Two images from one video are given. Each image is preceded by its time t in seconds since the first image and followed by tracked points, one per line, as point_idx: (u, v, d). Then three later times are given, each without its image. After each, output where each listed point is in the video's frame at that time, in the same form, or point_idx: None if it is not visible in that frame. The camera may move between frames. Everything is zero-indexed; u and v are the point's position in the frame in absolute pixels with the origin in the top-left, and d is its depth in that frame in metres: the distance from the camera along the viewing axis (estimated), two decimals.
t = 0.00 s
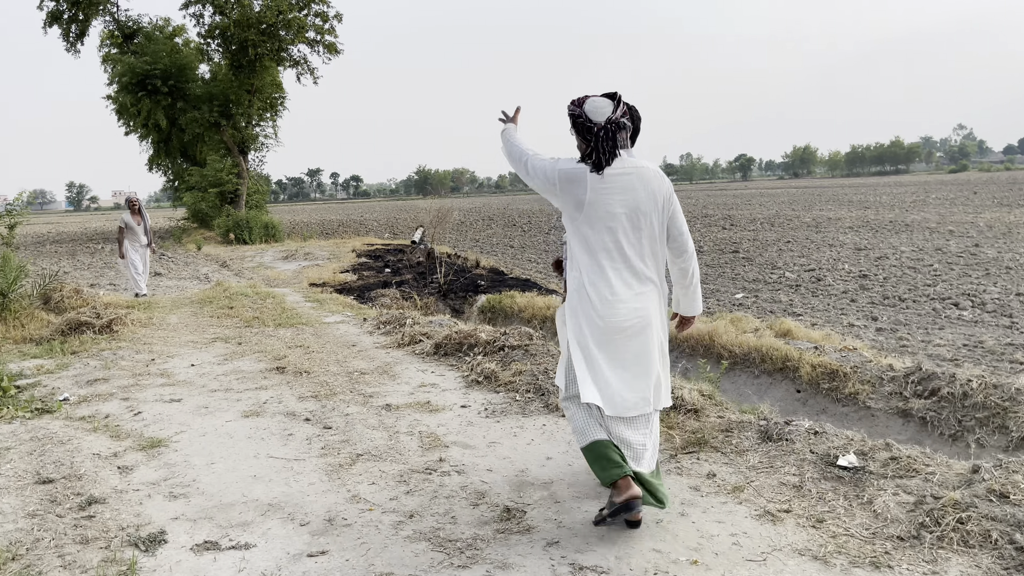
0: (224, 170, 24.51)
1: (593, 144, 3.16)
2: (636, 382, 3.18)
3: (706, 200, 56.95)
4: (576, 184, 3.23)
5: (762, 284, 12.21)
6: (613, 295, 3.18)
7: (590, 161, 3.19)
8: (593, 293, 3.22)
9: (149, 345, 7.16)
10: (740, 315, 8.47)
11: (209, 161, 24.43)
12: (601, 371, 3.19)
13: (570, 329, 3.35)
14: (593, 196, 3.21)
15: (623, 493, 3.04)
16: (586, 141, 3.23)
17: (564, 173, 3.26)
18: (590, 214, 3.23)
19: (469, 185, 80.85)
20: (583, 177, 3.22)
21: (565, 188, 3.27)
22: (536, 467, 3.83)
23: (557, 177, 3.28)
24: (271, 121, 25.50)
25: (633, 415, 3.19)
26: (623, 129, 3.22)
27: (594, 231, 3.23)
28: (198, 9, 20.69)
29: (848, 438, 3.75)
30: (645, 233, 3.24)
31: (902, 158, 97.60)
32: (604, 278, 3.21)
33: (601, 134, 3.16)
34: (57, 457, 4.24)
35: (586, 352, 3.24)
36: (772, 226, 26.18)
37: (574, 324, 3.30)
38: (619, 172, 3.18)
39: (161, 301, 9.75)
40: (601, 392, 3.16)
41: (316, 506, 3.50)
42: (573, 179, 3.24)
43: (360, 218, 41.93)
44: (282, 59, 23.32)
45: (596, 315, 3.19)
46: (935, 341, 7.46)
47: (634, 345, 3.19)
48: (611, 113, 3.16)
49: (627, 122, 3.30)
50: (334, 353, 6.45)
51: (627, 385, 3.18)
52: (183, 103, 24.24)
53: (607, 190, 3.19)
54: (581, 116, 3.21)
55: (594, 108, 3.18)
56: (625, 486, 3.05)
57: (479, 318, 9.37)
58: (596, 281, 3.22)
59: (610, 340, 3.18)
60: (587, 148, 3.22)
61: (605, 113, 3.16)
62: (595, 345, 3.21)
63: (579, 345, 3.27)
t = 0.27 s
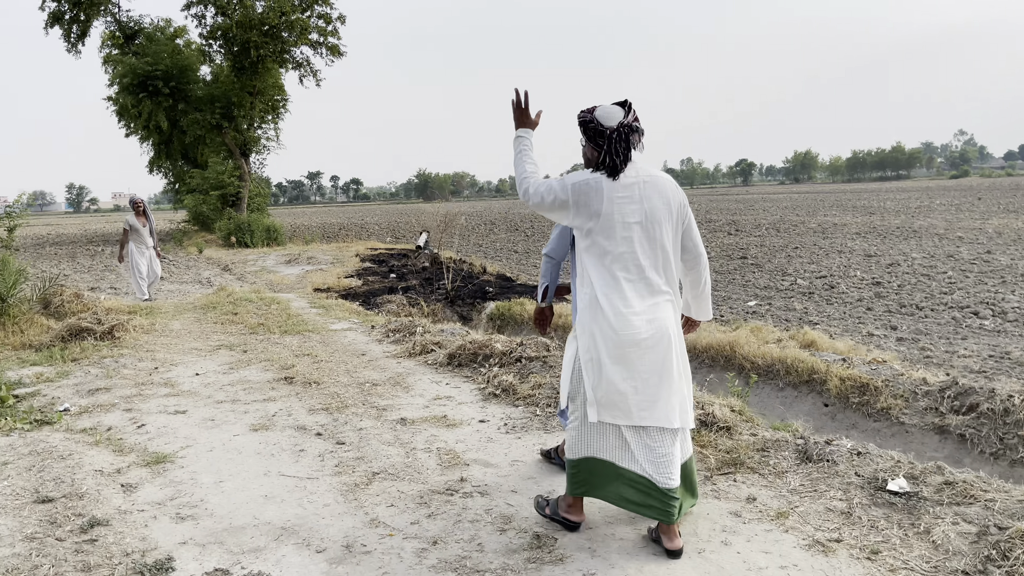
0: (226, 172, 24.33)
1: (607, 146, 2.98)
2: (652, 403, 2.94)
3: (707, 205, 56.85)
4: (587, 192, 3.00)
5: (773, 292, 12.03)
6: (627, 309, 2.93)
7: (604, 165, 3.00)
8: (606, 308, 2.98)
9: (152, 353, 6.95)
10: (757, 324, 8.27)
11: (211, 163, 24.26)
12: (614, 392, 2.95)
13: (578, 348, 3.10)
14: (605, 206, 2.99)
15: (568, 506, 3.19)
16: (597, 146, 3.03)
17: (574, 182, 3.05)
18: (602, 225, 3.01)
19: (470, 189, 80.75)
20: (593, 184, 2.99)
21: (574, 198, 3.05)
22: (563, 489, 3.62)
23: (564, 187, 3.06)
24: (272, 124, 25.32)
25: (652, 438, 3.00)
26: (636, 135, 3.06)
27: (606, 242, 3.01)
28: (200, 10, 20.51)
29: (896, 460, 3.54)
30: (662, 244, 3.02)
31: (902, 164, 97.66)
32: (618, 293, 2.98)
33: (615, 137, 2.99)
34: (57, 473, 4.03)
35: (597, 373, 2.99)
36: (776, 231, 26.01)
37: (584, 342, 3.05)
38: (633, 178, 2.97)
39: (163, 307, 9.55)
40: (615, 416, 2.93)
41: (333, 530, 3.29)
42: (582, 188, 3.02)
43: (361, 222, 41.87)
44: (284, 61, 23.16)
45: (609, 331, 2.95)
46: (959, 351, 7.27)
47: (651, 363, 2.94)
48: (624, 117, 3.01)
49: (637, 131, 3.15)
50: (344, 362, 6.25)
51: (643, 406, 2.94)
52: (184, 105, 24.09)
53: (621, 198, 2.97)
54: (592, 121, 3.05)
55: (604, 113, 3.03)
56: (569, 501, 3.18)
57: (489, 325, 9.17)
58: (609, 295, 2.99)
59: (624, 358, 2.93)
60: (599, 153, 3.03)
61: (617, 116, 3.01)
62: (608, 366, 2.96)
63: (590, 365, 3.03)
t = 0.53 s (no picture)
0: (227, 172, 24.12)
1: (592, 146, 2.95)
2: (649, 410, 2.87)
3: (709, 207, 56.67)
4: (582, 196, 2.96)
5: (783, 295, 11.83)
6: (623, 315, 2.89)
7: (591, 166, 2.96)
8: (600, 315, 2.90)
9: (151, 357, 6.73)
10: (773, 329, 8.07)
11: (211, 163, 24.04)
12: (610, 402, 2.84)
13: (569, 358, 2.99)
14: (600, 210, 2.96)
15: (588, 532, 2.98)
16: (583, 151, 3.00)
17: (566, 186, 3.00)
18: (596, 230, 2.96)
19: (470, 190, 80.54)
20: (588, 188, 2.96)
21: (568, 203, 2.99)
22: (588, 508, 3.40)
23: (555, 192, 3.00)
24: (274, 123, 25.12)
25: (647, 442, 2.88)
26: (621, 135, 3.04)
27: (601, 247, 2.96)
28: (201, 8, 20.30)
29: (946, 479, 3.32)
30: (654, 250, 3.02)
31: (903, 167, 97.57)
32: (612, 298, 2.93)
33: (601, 138, 2.95)
34: (51, 486, 3.81)
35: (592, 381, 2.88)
36: (780, 234, 25.84)
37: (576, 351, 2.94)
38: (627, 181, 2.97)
39: (163, 309, 9.33)
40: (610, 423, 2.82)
41: (344, 553, 3.07)
42: (576, 193, 2.98)
43: (361, 222, 41.67)
44: (286, 60, 22.96)
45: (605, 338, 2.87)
46: (983, 359, 7.07)
47: (645, 369, 2.90)
48: (608, 118, 3.00)
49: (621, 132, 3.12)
50: (350, 368, 6.03)
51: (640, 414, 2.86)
52: (184, 104, 23.89)
53: (615, 202, 2.97)
54: (575, 125, 3.04)
55: (587, 115, 3.02)
56: (590, 527, 2.97)
57: (496, 329, 8.97)
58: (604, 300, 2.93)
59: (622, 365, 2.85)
60: (585, 155, 3.00)
61: (600, 117, 3.00)
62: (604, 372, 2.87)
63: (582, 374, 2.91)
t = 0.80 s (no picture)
0: (228, 173, 23.89)
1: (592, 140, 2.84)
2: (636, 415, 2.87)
3: (712, 209, 56.44)
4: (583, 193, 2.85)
5: (796, 300, 11.60)
6: (623, 318, 2.81)
7: (591, 162, 2.85)
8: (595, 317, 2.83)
9: (150, 363, 6.49)
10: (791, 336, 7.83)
11: (212, 163, 23.82)
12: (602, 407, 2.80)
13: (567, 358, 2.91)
14: (600, 208, 2.85)
15: (623, 563, 2.76)
16: (583, 150, 2.90)
17: (564, 175, 2.87)
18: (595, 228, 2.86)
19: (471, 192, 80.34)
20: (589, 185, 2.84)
21: (567, 199, 2.87)
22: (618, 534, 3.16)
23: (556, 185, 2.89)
24: (276, 124, 24.91)
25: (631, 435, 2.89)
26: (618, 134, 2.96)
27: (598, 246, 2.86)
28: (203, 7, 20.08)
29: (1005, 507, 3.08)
30: (652, 251, 2.93)
31: (905, 170, 97.34)
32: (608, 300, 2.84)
33: (598, 135, 2.87)
34: (41, 506, 3.57)
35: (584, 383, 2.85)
36: (785, 237, 25.61)
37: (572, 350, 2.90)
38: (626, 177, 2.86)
39: (163, 312, 9.10)
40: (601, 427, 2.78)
41: None
42: (575, 189, 2.86)
43: (363, 224, 41.46)
44: (288, 60, 22.74)
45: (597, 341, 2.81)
46: (1011, 368, 6.83)
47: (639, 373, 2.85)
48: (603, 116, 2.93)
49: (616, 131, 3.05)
50: (357, 375, 5.80)
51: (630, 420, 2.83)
52: (186, 104, 23.67)
53: (614, 201, 2.85)
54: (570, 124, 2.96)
55: (582, 114, 2.95)
56: (626, 556, 2.74)
57: (505, 335, 8.73)
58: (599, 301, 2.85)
59: (620, 369, 2.78)
60: (583, 154, 2.90)
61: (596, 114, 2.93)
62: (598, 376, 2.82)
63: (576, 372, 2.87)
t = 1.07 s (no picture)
0: (231, 175, 23.73)
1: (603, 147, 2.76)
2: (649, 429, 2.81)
3: (715, 211, 56.21)
4: (594, 201, 2.78)
5: (810, 304, 11.40)
6: (633, 330, 2.74)
7: (602, 169, 2.78)
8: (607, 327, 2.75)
9: (151, 371, 6.28)
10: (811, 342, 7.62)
11: (215, 165, 23.65)
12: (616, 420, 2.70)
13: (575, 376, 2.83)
14: (611, 217, 2.78)
15: None
16: (595, 155, 2.81)
17: (574, 189, 2.80)
18: (605, 236, 2.80)
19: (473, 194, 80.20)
20: (599, 191, 2.76)
21: (581, 207, 2.79)
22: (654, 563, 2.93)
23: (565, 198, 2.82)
24: (279, 125, 24.75)
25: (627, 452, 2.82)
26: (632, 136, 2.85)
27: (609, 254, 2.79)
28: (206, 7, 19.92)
29: None
30: (661, 260, 2.87)
31: (909, 172, 97.07)
32: (619, 310, 2.77)
33: (612, 140, 2.78)
34: (36, 528, 3.35)
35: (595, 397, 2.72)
36: (792, 239, 25.40)
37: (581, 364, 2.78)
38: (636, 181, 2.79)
39: (165, 317, 8.90)
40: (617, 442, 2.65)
41: None
42: (585, 198, 2.78)
43: (365, 225, 41.32)
44: (292, 61, 22.58)
45: (611, 351, 2.73)
46: None
47: (648, 383, 2.78)
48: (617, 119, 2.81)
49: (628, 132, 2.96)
50: (366, 384, 5.58)
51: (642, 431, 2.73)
52: (188, 105, 23.52)
53: (625, 208, 2.80)
54: (582, 129, 2.83)
55: (595, 117, 2.82)
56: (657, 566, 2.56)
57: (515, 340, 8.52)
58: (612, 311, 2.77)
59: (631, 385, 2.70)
60: (593, 159, 2.82)
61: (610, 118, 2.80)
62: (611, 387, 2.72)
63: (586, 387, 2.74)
